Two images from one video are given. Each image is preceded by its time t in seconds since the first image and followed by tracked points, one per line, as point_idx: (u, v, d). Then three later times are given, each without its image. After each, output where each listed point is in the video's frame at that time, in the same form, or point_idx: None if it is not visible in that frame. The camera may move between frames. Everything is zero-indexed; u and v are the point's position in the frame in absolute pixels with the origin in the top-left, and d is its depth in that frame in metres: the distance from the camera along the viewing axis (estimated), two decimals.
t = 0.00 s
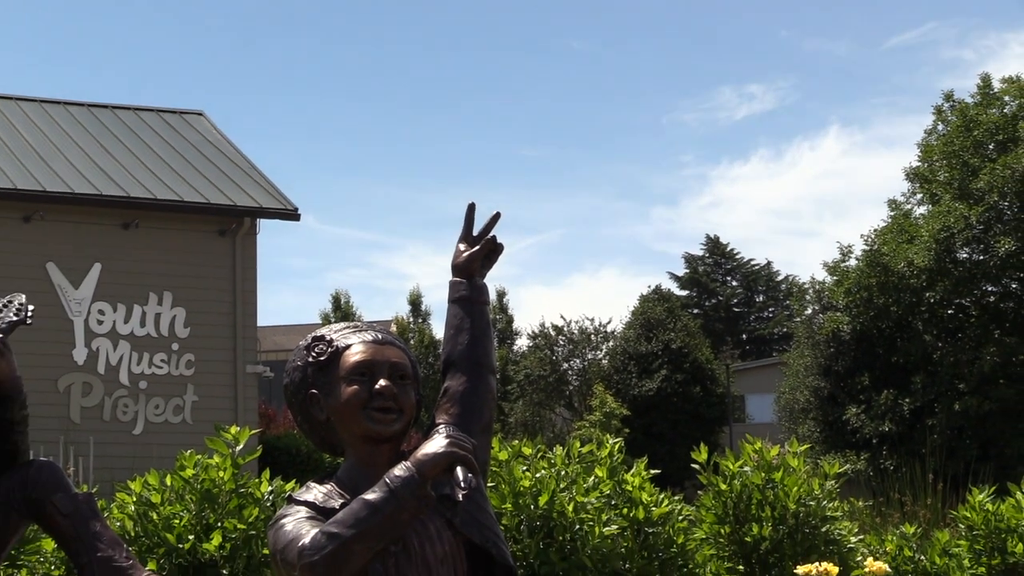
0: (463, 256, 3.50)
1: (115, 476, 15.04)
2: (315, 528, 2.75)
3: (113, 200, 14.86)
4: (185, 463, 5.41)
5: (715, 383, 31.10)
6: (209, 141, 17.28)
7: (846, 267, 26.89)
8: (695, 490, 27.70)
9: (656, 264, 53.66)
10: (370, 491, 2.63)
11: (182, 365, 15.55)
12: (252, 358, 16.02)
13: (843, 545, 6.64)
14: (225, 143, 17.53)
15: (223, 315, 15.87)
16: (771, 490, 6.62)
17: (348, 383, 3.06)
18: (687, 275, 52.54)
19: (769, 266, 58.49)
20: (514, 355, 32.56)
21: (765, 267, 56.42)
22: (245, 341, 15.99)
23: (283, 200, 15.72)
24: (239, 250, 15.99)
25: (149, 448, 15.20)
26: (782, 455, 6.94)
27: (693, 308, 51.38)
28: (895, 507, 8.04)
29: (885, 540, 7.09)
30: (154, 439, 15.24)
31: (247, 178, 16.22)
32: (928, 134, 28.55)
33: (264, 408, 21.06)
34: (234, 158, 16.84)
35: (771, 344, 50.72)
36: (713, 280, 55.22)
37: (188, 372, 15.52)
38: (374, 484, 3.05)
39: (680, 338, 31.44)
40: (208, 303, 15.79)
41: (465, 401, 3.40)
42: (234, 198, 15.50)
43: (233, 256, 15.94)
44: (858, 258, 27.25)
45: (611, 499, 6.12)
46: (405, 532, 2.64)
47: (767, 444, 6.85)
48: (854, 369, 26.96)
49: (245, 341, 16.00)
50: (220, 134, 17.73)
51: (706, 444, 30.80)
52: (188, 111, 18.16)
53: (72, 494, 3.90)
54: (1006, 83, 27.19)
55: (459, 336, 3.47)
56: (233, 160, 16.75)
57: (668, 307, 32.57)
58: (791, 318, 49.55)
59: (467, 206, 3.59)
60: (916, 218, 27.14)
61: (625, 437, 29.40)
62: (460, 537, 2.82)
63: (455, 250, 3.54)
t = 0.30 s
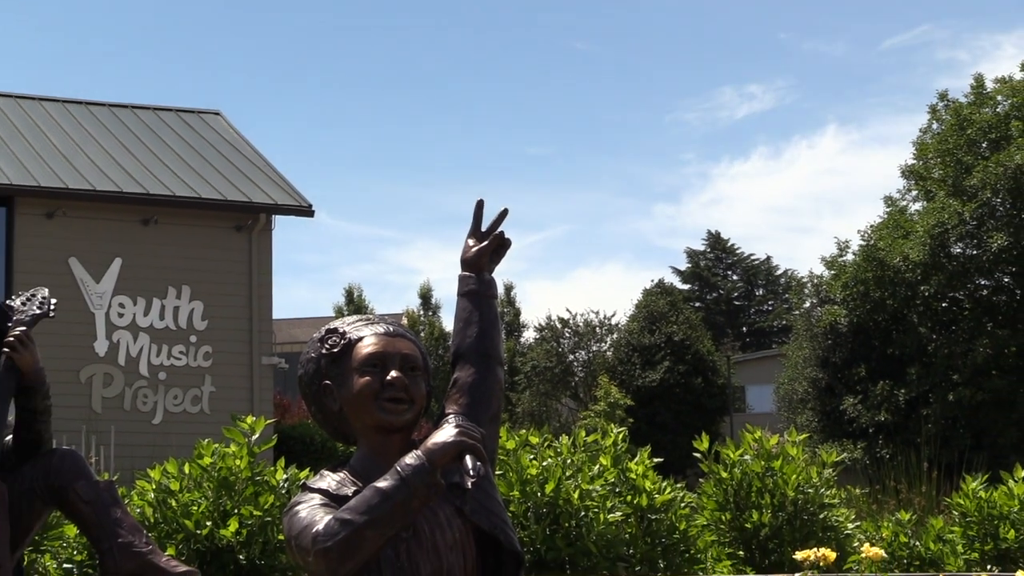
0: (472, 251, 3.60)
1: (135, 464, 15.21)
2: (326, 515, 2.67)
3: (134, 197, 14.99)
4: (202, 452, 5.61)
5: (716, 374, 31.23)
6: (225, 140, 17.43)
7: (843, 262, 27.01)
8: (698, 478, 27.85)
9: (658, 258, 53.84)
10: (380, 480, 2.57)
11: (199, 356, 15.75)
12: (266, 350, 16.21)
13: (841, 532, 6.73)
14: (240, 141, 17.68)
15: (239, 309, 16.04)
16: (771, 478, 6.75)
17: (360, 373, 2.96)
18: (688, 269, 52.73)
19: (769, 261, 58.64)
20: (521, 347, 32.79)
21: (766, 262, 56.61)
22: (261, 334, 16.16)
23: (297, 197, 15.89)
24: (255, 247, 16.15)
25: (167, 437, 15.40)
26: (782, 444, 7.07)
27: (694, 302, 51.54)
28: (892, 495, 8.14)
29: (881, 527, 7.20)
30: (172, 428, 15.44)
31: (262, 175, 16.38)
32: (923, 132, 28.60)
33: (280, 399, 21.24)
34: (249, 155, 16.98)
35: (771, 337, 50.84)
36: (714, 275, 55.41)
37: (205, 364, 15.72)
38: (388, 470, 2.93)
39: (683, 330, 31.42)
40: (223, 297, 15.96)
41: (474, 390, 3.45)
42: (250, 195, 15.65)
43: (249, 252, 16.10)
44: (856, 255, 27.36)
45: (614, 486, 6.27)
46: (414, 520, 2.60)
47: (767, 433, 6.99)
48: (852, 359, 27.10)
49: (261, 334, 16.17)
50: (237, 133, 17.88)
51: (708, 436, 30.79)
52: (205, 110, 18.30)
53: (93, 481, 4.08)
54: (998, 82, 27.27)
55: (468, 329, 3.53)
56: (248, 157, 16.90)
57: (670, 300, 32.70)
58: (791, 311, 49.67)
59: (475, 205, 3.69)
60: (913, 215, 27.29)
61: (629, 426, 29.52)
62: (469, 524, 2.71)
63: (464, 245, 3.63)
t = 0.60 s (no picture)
0: (477, 247, 3.69)
1: (150, 454, 15.40)
2: (337, 503, 2.77)
3: (151, 195, 15.13)
4: (215, 442, 5.77)
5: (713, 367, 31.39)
6: (238, 138, 17.56)
7: (836, 260, 27.17)
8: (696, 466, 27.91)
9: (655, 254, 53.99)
10: (389, 469, 2.68)
11: (213, 349, 15.89)
12: (277, 343, 16.34)
13: (835, 519, 6.87)
14: (253, 140, 17.79)
15: (251, 304, 16.17)
16: (767, 467, 6.89)
17: (369, 366, 3.07)
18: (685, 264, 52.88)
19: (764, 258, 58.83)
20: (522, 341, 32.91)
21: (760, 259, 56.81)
22: (273, 327, 16.31)
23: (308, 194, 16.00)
24: (267, 243, 16.28)
25: (181, 427, 15.56)
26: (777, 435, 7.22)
27: (692, 296, 51.69)
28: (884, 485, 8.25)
29: (873, 514, 7.31)
30: (186, 418, 15.59)
31: (274, 173, 16.50)
32: (914, 133, 28.82)
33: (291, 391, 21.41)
34: (262, 154, 17.10)
35: (767, 331, 50.99)
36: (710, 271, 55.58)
37: (219, 356, 15.86)
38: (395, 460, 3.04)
39: (681, 324, 31.52)
40: (236, 291, 16.10)
41: (478, 382, 3.55)
42: (262, 194, 15.78)
43: (261, 248, 16.24)
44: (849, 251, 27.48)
45: (614, 475, 6.40)
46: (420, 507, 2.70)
47: (763, 424, 7.12)
48: (846, 352, 26.90)
49: (272, 328, 16.30)
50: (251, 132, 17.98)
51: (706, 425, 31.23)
52: (218, 111, 18.42)
53: (110, 471, 4.22)
54: (987, 83, 27.52)
55: (474, 323, 3.63)
56: (260, 156, 17.01)
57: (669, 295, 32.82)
58: (786, 305, 49.85)
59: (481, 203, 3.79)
60: (904, 212, 27.56)
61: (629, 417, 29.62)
62: (473, 512, 2.82)
63: (470, 242, 3.73)
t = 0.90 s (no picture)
0: (480, 244, 3.81)
1: (163, 444, 15.54)
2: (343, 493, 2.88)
3: (163, 194, 15.25)
4: (226, 434, 5.91)
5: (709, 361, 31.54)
6: (248, 138, 17.69)
7: (828, 255, 27.34)
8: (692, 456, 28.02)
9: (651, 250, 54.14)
10: (394, 460, 2.79)
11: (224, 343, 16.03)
12: (287, 338, 16.48)
13: (826, 508, 6.99)
14: (261, 140, 17.90)
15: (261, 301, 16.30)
16: (761, 457, 7.01)
17: (374, 359, 3.19)
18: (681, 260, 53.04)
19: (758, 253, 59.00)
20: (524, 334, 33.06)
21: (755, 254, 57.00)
22: (281, 323, 16.44)
23: (317, 193, 16.11)
24: (277, 243, 16.38)
25: (194, 419, 15.70)
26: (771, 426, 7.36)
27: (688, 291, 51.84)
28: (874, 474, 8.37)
29: (864, 504, 7.43)
30: (199, 410, 15.74)
31: (283, 173, 16.62)
32: (903, 133, 28.85)
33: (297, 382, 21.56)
34: (271, 154, 17.22)
35: (762, 325, 51.14)
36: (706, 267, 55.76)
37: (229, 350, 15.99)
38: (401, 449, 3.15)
39: (678, 318, 31.61)
40: (247, 288, 16.24)
41: (482, 374, 3.66)
42: (272, 192, 15.92)
43: (271, 246, 16.35)
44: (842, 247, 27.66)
45: (614, 465, 6.52)
46: (426, 496, 2.82)
47: (757, 415, 7.25)
48: (838, 345, 27.34)
49: (281, 323, 16.43)
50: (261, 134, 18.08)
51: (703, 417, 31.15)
52: (228, 112, 18.55)
53: (125, 461, 4.35)
54: (975, 84, 27.54)
55: (477, 318, 3.74)
56: (269, 156, 17.13)
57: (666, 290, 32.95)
58: (781, 300, 50.01)
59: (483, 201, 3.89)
60: (893, 210, 27.50)
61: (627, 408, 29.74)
62: (476, 501, 2.93)
63: (473, 240, 3.84)
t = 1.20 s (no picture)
0: (483, 242, 3.94)
1: (176, 436, 15.68)
2: (350, 483, 3.00)
3: (176, 193, 15.38)
4: (237, 425, 6.05)
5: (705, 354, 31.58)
6: (257, 138, 17.82)
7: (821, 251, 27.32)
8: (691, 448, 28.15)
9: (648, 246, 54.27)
10: (399, 450, 2.91)
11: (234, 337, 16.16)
12: (296, 332, 16.61)
13: (819, 498, 7.09)
14: (271, 140, 18.02)
15: (270, 296, 16.43)
16: (755, 448, 7.14)
17: (380, 353, 3.32)
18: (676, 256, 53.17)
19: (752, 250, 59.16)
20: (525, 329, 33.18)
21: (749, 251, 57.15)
22: (290, 318, 16.56)
23: (325, 192, 16.25)
24: (285, 240, 16.51)
25: (207, 411, 15.86)
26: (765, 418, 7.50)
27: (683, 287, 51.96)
28: (866, 464, 8.51)
29: (855, 494, 7.57)
30: (210, 402, 15.90)
31: (291, 172, 16.75)
32: (892, 134, 28.97)
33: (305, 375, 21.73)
34: (280, 154, 17.36)
35: (758, 320, 51.27)
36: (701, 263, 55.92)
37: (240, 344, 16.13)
38: (407, 440, 3.27)
39: (676, 314, 31.76)
40: (258, 284, 16.37)
41: (485, 367, 3.77)
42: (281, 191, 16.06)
43: (280, 243, 16.47)
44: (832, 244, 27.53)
45: (612, 456, 6.66)
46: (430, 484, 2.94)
47: (752, 408, 7.40)
48: (829, 340, 27.20)
49: (290, 318, 16.56)
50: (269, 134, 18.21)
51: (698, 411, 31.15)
52: (239, 112, 18.69)
53: (138, 452, 4.50)
54: (963, 86, 27.67)
55: (480, 313, 3.86)
56: (279, 156, 17.27)
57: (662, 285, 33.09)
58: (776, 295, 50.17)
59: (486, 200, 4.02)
60: (884, 208, 27.64)
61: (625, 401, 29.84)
62: (479, 492, 3.03)
63: (477, 238, 3.97)
